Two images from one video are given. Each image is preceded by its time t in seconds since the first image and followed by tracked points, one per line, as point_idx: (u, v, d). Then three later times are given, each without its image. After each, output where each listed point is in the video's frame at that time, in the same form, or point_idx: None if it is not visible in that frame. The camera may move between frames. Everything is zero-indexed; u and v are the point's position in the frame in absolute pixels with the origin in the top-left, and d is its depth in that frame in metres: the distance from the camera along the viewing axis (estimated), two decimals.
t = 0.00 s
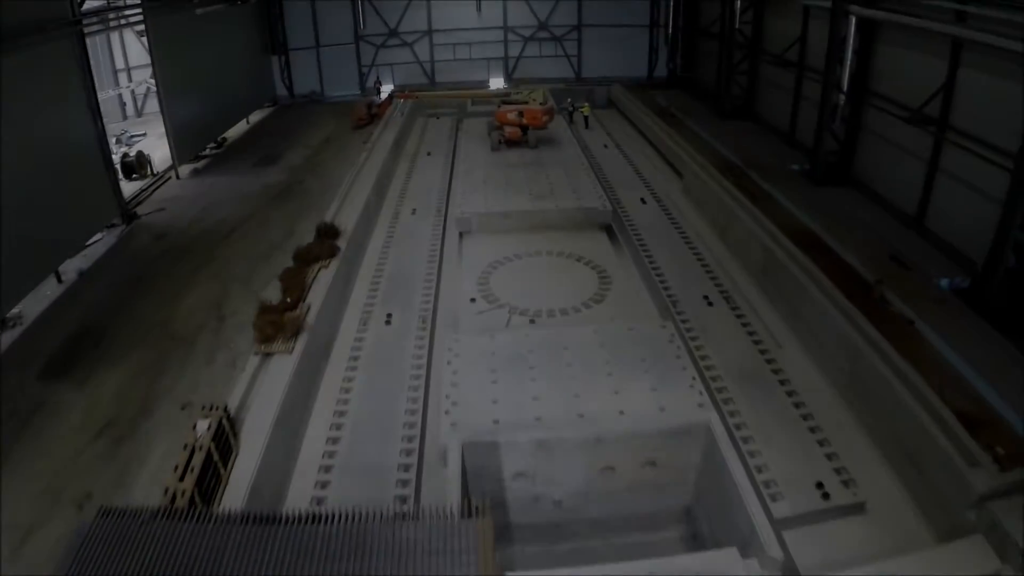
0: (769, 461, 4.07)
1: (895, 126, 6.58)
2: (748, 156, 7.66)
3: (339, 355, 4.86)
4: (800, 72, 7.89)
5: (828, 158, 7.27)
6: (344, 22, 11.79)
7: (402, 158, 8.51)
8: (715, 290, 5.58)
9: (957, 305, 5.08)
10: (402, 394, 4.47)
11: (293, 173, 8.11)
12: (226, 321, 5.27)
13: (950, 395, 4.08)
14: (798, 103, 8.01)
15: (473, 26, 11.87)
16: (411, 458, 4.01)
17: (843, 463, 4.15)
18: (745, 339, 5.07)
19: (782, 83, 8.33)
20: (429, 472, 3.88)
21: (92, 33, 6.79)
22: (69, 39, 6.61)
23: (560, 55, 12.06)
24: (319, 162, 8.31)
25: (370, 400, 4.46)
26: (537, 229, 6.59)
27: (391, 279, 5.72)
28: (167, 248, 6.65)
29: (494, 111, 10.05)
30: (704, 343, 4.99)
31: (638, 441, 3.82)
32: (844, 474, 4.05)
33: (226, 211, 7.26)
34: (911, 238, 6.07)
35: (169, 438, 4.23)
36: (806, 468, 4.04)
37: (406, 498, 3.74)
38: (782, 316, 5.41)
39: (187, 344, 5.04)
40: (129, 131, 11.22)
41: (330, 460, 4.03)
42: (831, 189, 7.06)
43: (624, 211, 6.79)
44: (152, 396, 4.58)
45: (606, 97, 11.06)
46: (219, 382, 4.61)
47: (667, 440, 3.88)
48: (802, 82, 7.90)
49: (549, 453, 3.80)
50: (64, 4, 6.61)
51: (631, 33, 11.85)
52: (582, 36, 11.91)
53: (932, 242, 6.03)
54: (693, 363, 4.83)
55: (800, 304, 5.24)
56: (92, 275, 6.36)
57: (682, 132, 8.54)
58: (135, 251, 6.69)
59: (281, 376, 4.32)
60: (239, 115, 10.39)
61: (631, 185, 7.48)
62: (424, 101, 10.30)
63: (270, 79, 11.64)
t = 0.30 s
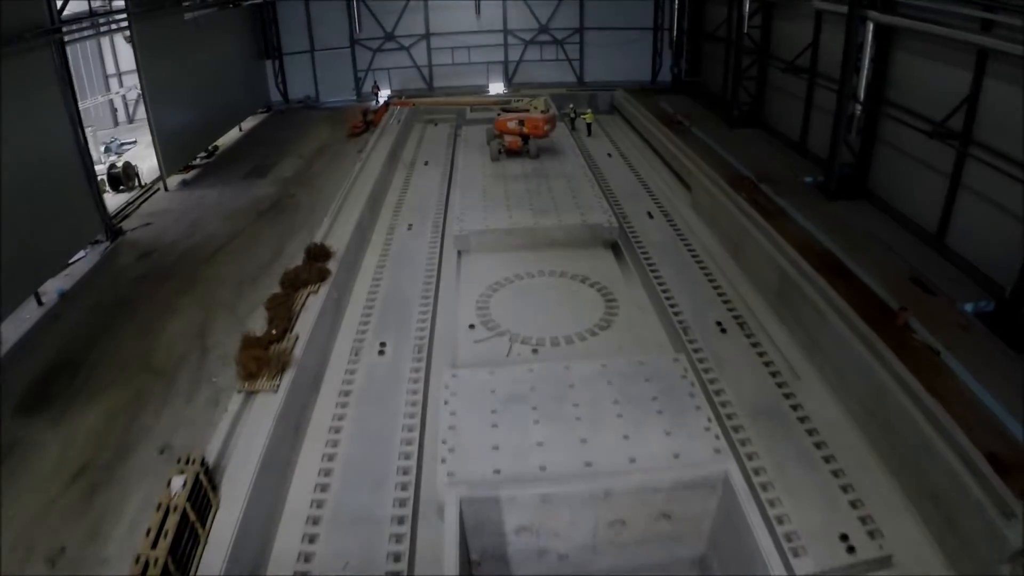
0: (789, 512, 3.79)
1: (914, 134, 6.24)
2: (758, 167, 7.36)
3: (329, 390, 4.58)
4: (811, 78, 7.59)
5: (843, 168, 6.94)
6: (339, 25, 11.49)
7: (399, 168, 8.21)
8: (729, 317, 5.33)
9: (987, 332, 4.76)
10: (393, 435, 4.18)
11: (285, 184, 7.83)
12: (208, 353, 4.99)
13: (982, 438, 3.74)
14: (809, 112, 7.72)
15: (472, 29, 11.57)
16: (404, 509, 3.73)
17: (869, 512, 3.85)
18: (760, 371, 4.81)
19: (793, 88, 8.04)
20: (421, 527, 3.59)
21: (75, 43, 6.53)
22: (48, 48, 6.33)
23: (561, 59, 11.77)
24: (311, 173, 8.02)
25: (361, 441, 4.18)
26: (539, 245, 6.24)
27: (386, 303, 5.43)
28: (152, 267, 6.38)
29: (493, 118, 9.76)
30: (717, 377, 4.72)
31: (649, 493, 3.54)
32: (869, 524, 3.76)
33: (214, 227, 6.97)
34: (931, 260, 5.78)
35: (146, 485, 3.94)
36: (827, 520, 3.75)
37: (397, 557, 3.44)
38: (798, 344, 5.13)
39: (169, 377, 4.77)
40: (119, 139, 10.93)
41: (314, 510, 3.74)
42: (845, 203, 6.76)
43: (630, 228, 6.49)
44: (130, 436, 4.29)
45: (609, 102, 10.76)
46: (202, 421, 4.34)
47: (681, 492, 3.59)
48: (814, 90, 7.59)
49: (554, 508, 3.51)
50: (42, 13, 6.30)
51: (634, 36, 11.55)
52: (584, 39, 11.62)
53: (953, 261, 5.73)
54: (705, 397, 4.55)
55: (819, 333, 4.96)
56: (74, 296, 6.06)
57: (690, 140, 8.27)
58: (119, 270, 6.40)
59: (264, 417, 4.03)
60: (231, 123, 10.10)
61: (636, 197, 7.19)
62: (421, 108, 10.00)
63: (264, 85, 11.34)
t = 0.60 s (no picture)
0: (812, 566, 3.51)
1: (933, 147, 5.96)
2: (768, 179, 7.07)
3: (318, 429, 4.30)
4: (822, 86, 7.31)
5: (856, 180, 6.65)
6: (334, 30, 11.22)
7: (395, 179, 7.92)
8: (742, 344, 5.06)
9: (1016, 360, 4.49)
10: (386, 480, 3.90)
11: (276, 195, 7.55)
12: (192, 385, 4.70)
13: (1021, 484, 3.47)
14: (821, 121, 7.45)
15: (471, 33, 11.31)
16: (398, 564, 3.45)
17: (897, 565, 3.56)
18: (776, 406, 4.54)
19: (804, 95, 7.75)
20: None
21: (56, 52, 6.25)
22: (28, 58, 6.05)
23: (562, 63, 11.52)
24: (303, 184, 7.74)
25: (351, 486, 3.90)
26: (541, 263, 5.90)
27: (380, 328, 5.15)
28: (136, 288, 6.11)
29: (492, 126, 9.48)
30: (729, 411, 4.46)
31: (663, 550, 3.26)
32: None
33: (203, 244, 6.69)
34: (952, 280, 5.50)
35: (122, 538, 3.64)
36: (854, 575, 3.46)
37: None
38: (815, 374, 4.87)
39: (150, 412, 4.50)
40: (109, 147, 10.64)
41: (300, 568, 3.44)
42: (860, 218, 6.48)
43: (636, 245, 6.21)
44: (106, 481, 4.01)
45: (611, 107, 10.48)
46: (182, 463, 4.08)
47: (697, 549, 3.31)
48: (825, 98, 7.32)
49: (560, 567, 3.23)
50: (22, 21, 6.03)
51: (636, 39, 11.29)
52: (586, 43, 11.37)
53: (974, 282, 5.47)
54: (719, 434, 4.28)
55: (838, 363, 4.70)
56: (54, 319, 5.79)
57: (696, 148, 7.99)
58: (102, 291, 6.11)
59: (247, 462, 3.75)
60: (223, 131, 9.82)
61: (642, 210, 6.91)
62: (418, 117, 9.73)
63: (257, 91, 11.05)
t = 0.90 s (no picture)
0: None
1: (951, 160, 5.70)
2: (779, 191, 6.78)
3: (306, 470, 4.02)
4: (833, 94, 7.05)
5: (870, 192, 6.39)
6: (329, 33, 10.94)
7: (390, 189, 7.63)
8: (755, 370, 4.80)
9: None
10: (378, 526, 3.63)
11: (267, 207, 7.27)
12: (174, 420, 4.42)
13: None
14: (833, 129, 7.18)
15: (469, 37, 11.04)
16: None
17: None
18: (793, 440, 4.28)
19: (815, 104, 7.49)
20: None
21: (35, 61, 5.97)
22: (6, 67, 5.78)
23: (563, 67, 11.25)
24: (296, 194, 7.47)
25: (340, 531, 3.63)
26: (543, 282, 5.60)
27: (374, 355, 4.89)
28: (119, 308, 5.84)
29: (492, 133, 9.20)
30: (744, 446, 4.19)
31: None
32: None
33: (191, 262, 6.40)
34: (974, 301, 5.23)
35: None
36: None
37: None
38: (833, 404, 4.60)
39: (128, 449, 4.24)
40: (98, 155, 10.35)
41: None
42: (876, 233, 6.20)
43: (643, 262, 5.93)
44: (78, 531, 3.72)
45: (614, 113, 10.21)
46: (164, 507, 3.82)
47: None
48: (837, 106, 7.05)
49: None
50: None
51: (639, 44, 11.05)
52: (587, 47, 11.11)
53: (997, 303, 5.20)
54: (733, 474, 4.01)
55: (857, 395, 4.43)
56: (31, 342, 5.51)
57: (703, 156, 7.71)
58: (83, 313, 5.81)
59: (229, 509, 3.49)
60: (214, 138, 9.55)
61: (647, 224, 6.65)
62: (416, 124, 9.44)
63: (250, 96, 10.78)
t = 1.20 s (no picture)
0: None
1: (971, 172, 5.44)
2: (789, 203, 6.52)
3: (294, 512, 3.77)
4: (845, 102, 6.79)
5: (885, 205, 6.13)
6: (324, 37, 10.70)
7: (385, 199, 7.35)
8: (769, 399, 4.55)
9: None
10: None
11: (258, 219, 7.01)
12: (154, 457, 4.17)
13: None
14: (844, 138, 6.91)
15: (468, 41, 10.81)
16: None
17: None
18: (810, 476, 4.02)
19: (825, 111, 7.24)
20: None
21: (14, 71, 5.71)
22: None
23: (563, 71, 11.01)
24: (288, 205, 7.21)
25: None
26: (544, 302, 5.32)
27: (366, 383, 4.63)
28: (102, 330, 5.59)
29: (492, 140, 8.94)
30: (759, 484, 3.94)
31: None
32: None
33: (178, 280, 6.14)
34: (997, 321, 4.97)
35: None
36: None
37: None
38: (853, 436, 4.34)
39: (105, 489, 3.99)
40: (87, 163, 10.09)
41: None
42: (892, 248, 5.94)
43: (649, 279, 5.67)
44: None
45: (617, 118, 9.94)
46: (141, 555, 3.57)
47: None
48: (850, 114, 6.79)
49: None
50: None
51: (641, 48, 10.83)
52: (589, 51, 10.87)
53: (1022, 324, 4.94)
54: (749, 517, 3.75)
55: (878, 427, 4.17)
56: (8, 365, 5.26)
57: (709, 165, 7.45)
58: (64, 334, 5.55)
59: (209, 561, 3.24)
60: (206, 146, 9.30)
61: (653, 238, 6.39)
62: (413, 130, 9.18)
63: (243, 102, 10.54)
